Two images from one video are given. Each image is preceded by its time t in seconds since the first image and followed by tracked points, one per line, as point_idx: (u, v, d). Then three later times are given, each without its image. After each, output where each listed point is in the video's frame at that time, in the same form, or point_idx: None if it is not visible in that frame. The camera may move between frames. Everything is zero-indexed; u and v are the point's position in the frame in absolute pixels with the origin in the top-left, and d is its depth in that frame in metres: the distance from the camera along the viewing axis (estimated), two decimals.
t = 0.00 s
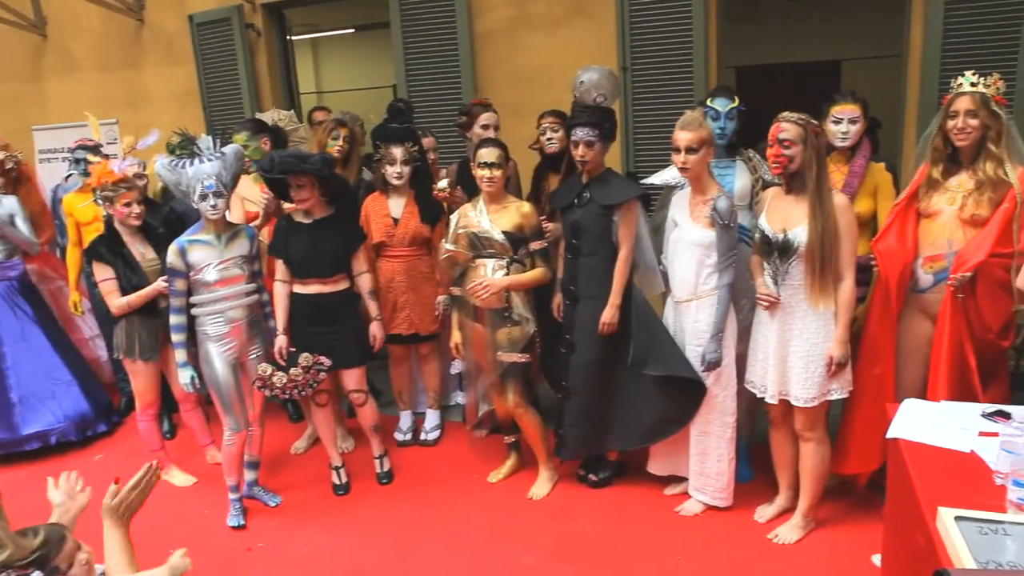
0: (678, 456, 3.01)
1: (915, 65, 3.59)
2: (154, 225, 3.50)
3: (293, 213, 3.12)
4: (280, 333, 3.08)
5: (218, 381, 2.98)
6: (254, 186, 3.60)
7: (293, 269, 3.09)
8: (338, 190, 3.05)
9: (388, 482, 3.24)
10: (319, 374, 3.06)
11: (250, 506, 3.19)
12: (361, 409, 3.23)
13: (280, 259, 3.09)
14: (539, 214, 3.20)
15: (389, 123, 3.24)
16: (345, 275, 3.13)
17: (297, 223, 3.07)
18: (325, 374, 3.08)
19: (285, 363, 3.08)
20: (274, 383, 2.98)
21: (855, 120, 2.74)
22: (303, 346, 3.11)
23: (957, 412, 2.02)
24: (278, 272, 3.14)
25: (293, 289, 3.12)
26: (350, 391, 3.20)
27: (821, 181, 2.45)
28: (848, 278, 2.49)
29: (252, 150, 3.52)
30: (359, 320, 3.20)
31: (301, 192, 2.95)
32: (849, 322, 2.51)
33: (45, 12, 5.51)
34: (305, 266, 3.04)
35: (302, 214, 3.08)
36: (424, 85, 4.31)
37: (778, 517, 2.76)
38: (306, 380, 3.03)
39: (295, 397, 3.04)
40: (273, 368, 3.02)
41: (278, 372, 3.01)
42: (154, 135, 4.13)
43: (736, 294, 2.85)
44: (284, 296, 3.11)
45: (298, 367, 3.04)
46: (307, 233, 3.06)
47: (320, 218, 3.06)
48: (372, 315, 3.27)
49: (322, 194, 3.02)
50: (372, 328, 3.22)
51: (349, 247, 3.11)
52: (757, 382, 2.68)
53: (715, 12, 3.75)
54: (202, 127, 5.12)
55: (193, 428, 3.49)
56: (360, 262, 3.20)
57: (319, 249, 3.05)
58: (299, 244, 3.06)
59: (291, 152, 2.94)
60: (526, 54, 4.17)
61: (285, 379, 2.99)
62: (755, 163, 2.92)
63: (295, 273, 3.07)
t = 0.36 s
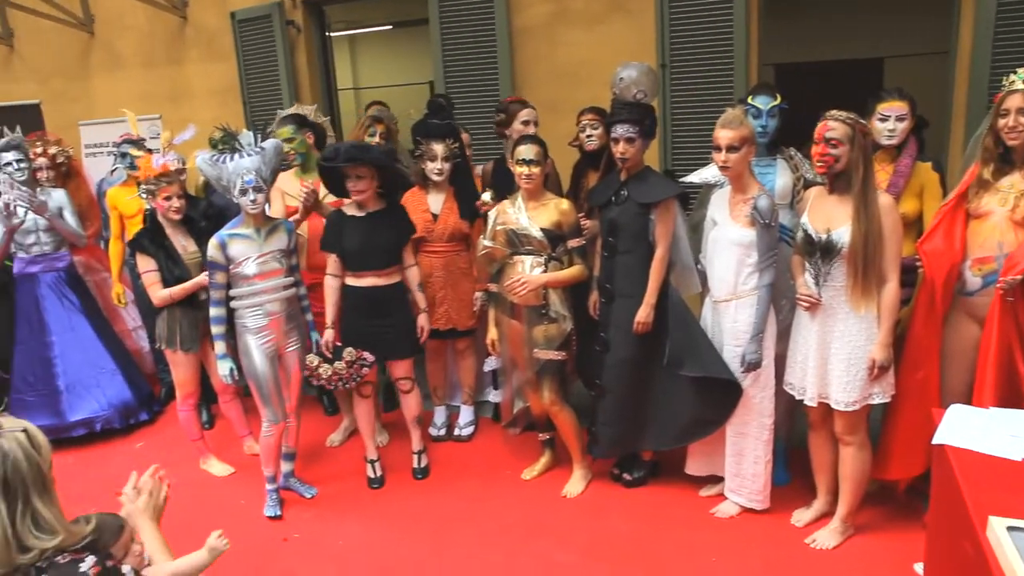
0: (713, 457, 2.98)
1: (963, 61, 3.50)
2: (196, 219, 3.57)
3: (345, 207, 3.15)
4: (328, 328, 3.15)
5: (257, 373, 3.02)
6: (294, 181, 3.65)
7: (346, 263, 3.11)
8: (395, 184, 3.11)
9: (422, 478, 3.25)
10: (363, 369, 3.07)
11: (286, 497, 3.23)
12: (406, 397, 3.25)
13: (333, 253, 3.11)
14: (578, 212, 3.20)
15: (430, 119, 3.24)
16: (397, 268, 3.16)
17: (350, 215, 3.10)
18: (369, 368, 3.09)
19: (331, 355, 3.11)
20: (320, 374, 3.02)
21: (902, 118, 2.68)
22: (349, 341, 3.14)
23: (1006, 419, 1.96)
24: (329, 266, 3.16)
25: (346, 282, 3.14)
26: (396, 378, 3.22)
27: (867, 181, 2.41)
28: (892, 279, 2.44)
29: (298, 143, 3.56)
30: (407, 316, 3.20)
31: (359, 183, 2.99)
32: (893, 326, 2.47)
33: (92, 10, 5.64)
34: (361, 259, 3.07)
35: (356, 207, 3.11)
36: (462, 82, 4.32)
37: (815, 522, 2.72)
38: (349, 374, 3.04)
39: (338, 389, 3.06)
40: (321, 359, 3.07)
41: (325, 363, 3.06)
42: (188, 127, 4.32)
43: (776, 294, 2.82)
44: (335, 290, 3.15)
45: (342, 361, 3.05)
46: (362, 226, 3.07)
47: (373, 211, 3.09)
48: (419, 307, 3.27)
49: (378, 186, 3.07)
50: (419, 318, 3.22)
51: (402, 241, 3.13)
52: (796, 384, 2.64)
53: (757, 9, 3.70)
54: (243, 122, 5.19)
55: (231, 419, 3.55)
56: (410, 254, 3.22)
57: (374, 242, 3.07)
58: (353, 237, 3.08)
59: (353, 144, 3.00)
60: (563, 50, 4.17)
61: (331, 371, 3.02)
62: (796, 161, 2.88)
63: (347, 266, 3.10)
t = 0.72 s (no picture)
0: (750, 460, 2.95)
1: (1015, 61, 3.42)
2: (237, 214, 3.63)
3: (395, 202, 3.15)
4: (381, 323, 3.16)
5: (296, 367, 3.07)
6: (335, 177, 3.71)
7: (399, 258, 3.13)
8: (449, 183, 3.21)
9: (456, 474, 3.27)
10: (417, 363, 3.12)
11: (322, 490, 3.27)
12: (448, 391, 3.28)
13: (386, 248, 3.12)
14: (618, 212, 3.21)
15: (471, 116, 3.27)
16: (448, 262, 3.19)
17: (402, 210, 3.11)
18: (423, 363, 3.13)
19: (383, 350, 3.14)
20: (374, 369, 3.09)
21: (951, 119, 2.63)
22: (401, 335, 3.16)
23: None
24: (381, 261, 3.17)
25: (398, 277, 3.15)
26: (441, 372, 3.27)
27: (914, 182, 2.36)
28: (938, 284, 2.39)
29: (345, 137, 3.59)
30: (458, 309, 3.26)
31: (419, 177, 3.04)
32: (938, 331, 2.41)
33: (139, 8, 5.77)
34: (416, 253, 3.09)
35: (407, 201, 3.14)
36: (501, 80, 4.33)
37: (855, 528, 2.68)
38: (404, 368, 3.10)
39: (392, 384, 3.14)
40: (375, 355, 3.14)
41: (379, 359, 3.12)
42: (228, 123, 4.39)
43: (818, 297, 2.78)
44: (387, 285, 3.15)
45: (396, 355, 3.11)
46: (415, 220, 3.10)
47: (425, 206, 3.13)
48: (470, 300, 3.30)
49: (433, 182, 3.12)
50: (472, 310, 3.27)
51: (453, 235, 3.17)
52: (835, 388, 2.60)
53: (802, 7, 3.65)
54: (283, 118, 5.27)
55: (269, 411, 3.60)
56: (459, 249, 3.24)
57: (428, 236, 3.10)
58: (406, 233, 3.10)
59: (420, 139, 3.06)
60: (603, 49, 4.17)
61: (385, 366, 3.08)
62: (840, 162, 2.84)
63: (401, 261, 3.12)
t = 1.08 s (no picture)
0: (793, 464, 2.91)
1: None
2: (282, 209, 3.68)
3: (445, 200, 3.26)
4: (431, 319, 3.26)
5: (339, 360, 3.11)
6: (377, 172, 3.75)
7: (448, 254, 3.21)
8: (498, 180, 3.28)
9: (495, 471, 3.29)
10: (467, 359, 3.20)
11: (361, 483, 3.31)
12: (490, 387, 3.34)
13: (435, 245, 3.21)
14: (666, 209, 3.22)
15: (515, 114, 3.38)
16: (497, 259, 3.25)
17: (452, 206, 3.20)
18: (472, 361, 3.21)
19: (433, 346, 3.24)
20: (423, 364, 3.22)
21: (1010, 117, 2.54)
22: (452, 332, 3.24)
23: None
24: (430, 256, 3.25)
25: (446, 273, 3.23)
26: (485, 368, 3.33)
27: (967, 183, 2.30)
28: (993, 288, 2.32)
29: (390, 132, 3.62)
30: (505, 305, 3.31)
31: (471, 172, 3.12)
32: (992, 337, 2.34)
33: (188, 6, 5.89)
34: (464, 248, 3.17)
35: (457, 198, 3.23)
36: (544, 77, 4.32)
37: (901, 537, 2.62)
38: (453, 364, 3.20)
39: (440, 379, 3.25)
40: (424, 349, 3.25)
41: (428, 354, 3.24)
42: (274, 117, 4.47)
43: (866, 299, 2.73)
44: (437, 282, 3.23)
45: (447, 351, 3.20)
46: (464, 217, 3.18)
47: (474, 201, 3.21)
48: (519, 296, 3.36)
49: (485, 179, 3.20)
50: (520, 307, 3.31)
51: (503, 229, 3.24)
52: (882, 394, 2.55)
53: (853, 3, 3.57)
54: (327, 114, 5.32)
55: (310, 404, 3.65)
56: (507, 246, 3.32)
57: (476, 233, 3.17)
58: (456, 229, 3.18)
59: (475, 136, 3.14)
60: (648, 46, 4.14)
61: (435, 361, 3.20)
62: (891, 162, 2.78)
63: (449, 257, 3.20)
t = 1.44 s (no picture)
0: (839, 468, 2.85)
1: None
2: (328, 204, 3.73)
3: (487, 194, 3.27)
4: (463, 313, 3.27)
5: (382, 353, 3.15)
6: (420, 167, 3.78)
7: (488, 249, 3.22)
8: (541, 174, 3.28)
9: (536, 467, 3.30)
10: (494, 356, 3.19)
11: (402, 475, 3.35)
12: (530, 382, 3.35)
13: (475, 239, 3.22)
14: (716, 205, 3.21)
15: (562, 110, 3.39)
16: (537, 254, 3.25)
17: (494, 201, 3.21)
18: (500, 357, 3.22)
19: (462, 339, 3.26)
20: (449, 356, 3.22)
21: None
22: (487, 326, 3.26)
23: None
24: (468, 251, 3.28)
25: (486, 268, 3.25)
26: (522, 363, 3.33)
27: None
28: None
29: (436, 125, 3.65)
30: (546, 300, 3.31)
31: (510, 166, 3.12)
32: None
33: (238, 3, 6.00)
34: (506, 241, 3.17)
35: (498, 191, 3.24)
36: (589, 73, 4.30)
37: (952, 546, 2.55)
38: (480, 360, 3.19)
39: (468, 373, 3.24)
40: (452, 342, 3.25)
41: (456, 347, 3.24)
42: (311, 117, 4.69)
43: (919, 301, 2.67)
44: (474, 275, 3.25)
45: (475, 346, 3.20)
46: (505, 211, 3.19)
47: (515, 195, 3.21)
48: (558, 292, 3.36)
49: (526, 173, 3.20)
50: (559, 302, 3.32)
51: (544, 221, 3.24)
52: (936, 398, 2.48)
53: None
54: (372, 109, 5.38)
55: (353, 396, 3.70)
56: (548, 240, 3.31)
57: (517, 226, 3.18)
58: (497, 222, 3.18)
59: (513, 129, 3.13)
60: (696, 42, 4.09)
61: (461, 355, 3.19)
62: (948, 160, 2.70)
63: (489, 251, 3.21)
